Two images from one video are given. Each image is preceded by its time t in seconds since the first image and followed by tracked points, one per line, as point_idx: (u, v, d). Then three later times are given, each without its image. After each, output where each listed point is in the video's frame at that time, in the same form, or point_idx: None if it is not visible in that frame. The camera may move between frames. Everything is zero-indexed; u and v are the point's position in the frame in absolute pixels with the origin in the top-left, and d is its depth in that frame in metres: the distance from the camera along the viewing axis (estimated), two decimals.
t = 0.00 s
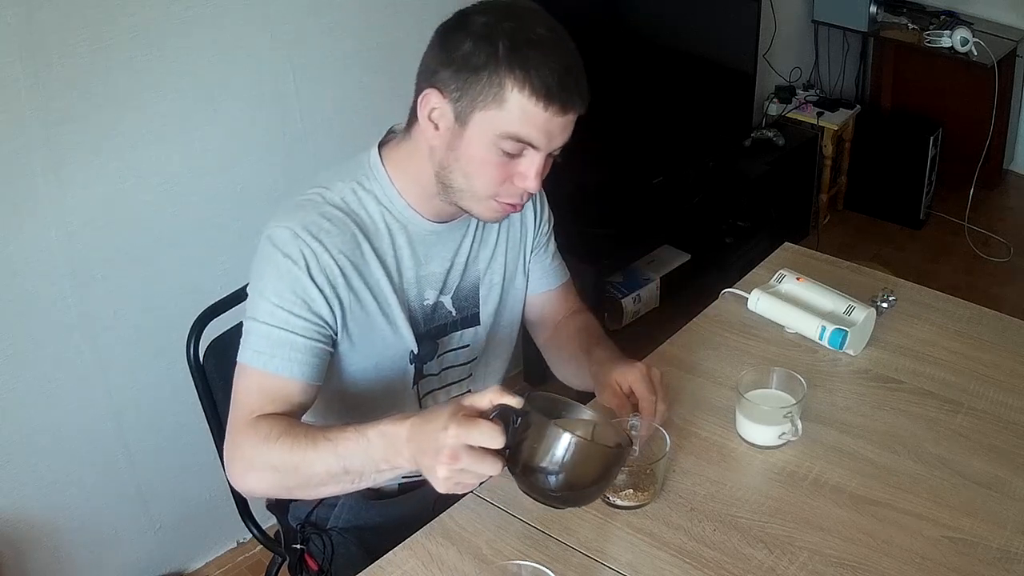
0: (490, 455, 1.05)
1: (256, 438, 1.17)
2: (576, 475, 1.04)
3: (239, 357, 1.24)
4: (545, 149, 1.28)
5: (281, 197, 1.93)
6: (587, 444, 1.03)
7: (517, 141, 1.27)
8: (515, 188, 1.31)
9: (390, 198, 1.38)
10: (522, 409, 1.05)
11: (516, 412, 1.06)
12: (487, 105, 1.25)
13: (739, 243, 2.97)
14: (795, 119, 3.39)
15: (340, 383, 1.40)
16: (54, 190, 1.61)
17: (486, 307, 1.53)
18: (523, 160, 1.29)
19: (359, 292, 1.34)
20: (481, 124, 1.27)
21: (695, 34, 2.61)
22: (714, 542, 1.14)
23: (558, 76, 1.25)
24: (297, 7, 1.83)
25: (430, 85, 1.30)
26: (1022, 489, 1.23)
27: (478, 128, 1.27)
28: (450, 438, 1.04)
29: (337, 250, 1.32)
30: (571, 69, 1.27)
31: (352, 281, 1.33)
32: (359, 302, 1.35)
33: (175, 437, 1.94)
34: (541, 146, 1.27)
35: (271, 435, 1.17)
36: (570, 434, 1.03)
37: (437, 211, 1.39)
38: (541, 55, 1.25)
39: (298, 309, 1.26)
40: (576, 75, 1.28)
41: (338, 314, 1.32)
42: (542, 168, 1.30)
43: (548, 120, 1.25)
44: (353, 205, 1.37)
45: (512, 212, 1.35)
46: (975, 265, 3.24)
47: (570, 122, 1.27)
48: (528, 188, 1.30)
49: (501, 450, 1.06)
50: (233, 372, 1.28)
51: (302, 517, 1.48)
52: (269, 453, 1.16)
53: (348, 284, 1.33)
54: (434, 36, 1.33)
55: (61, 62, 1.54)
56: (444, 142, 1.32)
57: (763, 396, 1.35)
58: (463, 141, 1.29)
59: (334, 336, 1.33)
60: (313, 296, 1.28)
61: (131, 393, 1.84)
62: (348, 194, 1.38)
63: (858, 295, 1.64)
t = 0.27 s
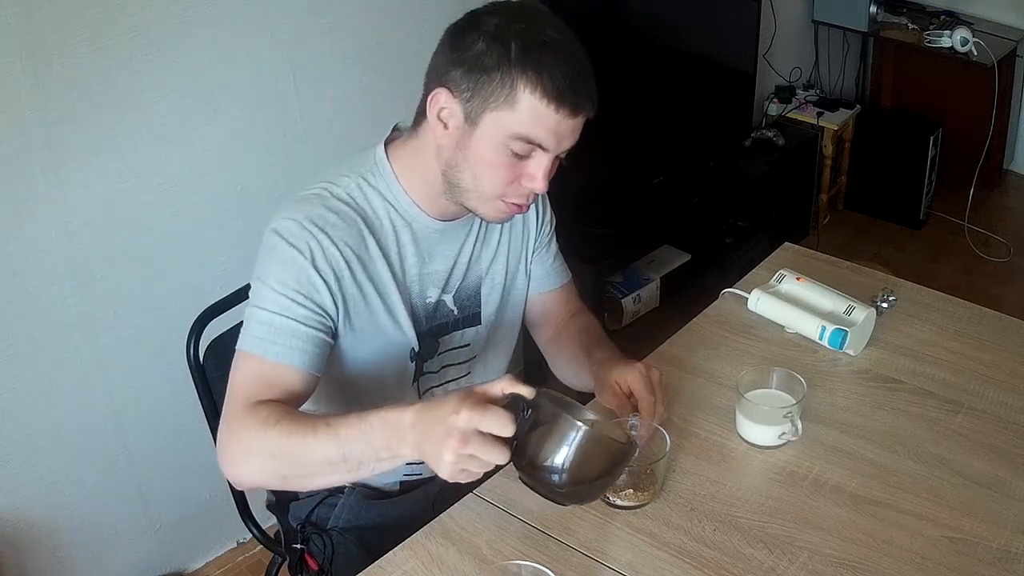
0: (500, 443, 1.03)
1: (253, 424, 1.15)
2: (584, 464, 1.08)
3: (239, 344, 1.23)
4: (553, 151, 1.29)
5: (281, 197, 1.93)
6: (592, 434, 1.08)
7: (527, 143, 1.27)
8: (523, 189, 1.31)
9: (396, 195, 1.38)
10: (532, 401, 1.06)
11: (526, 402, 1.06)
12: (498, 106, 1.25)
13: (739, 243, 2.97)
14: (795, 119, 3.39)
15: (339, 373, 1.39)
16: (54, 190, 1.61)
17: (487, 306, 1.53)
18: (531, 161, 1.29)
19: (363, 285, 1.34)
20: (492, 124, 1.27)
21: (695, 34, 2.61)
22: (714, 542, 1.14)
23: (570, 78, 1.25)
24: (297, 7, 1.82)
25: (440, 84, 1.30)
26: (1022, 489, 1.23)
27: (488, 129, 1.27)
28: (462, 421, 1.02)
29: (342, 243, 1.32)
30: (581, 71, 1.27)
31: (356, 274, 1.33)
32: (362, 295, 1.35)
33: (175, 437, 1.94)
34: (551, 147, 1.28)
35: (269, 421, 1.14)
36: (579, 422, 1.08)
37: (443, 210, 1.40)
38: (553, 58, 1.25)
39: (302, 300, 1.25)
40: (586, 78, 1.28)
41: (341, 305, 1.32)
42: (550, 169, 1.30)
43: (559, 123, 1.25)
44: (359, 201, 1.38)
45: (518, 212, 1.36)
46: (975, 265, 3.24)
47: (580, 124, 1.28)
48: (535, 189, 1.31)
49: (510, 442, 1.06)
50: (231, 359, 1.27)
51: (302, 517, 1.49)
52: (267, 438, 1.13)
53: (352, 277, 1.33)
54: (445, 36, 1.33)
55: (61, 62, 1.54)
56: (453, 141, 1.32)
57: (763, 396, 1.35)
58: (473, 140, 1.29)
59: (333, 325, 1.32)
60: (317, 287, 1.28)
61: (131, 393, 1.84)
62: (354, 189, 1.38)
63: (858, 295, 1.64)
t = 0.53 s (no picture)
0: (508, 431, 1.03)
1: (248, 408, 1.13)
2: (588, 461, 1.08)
3: (237, 330, 1.22)
4: (557, 153, 1.28)
5: (281, 197, 1.93)
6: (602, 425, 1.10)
7: (531, 144, 1.27)
8: (526, 191, 1.31)
9: (399, 193, 1.39)
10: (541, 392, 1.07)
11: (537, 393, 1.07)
12: (503, 107, 1.25)
13: (739, 243, 2.97)
14: (795, 119, 3.39)
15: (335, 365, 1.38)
16: (54, 190, 1.61)
17: (488, 306, 1.53)
18: (535, 163, 1.29)
19: (363, 279, 1.34)
20: (497, 126, 1.27)
21: (695, 34, 2.61)
22: (714, 542, 1.14)
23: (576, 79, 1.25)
24: (296, 7, 1.83)
25: (446, 85, 1.30)
26: (1022, 489, 1.23)
27: (493, 131, 1.27)
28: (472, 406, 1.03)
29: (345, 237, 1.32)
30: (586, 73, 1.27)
31: (357, 269, 1.33)
32: (363, 288, 1.34)
33: (175, 437, 1.94)
34: (555, 149, 1.28)
35: (265, 405, 1.13)
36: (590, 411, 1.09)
37: (446, 211, 1.40)
38: (560, 59, 1.25)
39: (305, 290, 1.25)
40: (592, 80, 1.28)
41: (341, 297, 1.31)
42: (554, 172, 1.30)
43: (564, 125, 1.25)
44: (362, 199, 1.38)
45: (520, 214, 1.36)
46: (975, 265, 3.24)
47: (584, 127, 1.28)
48: (538, 191, 1.31)
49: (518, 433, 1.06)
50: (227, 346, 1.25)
51: (302, 517, 1.49)
52: (263, 422, 1.12)
53: (354, 271, 1.33)
54: (452, 36, 1.33)
55: (61, 62, 1.54)
56: (457, 142, 1.32)
57: (763, 396, 1.35)
58: (477, 142, 1.29)
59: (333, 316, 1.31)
60: (320, 278, 1.28)
61: (131, 393, 1.84)
62: (358, 186, 1.38)
63: (858, 295, 1.64)
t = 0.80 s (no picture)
0: (516, 421, 1.05)
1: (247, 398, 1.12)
2: (592, 456, 1.09)
3: (237, 320, 1.22)
4: (560, 155, 1.28)
5: (281, 197, 1.93)
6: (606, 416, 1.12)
7: (533, 146, 1.27)
8: (528, 192, 1.31)
9: (401, 192, 1.39)
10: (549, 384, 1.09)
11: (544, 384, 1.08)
12: (507, 107, 1.25)
13: (739, 243, 2.97)
14: (795, 119, 3.39)
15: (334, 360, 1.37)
16: (54, 190, 1.61)
17: (488, 306, 1.53)
18: (537, 164, 1.29)
19: (364, 275, 1.34)
20: (500, 126, 1.27)
21: (695, 35, 2.61)
22: (714, 542, 1.14)
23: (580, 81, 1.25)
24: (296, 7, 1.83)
25: (449, 84, 1.31)
26: (1022, 489, 1.23)
27: (496, 131, 1.27)
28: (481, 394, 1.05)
29: (347, 233, 1.32)
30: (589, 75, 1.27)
31: (359, 265, 1.33)
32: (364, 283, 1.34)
33: (175, 437, 1.94)
34: (558, 151, 1.28)
35: (264, 395, 1.12)
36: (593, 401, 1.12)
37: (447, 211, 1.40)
38: (564, 61, 1.25)
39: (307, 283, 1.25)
40: (596, 83, 1.28)
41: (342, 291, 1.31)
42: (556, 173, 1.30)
43: (566, 127, 1.25)
44: (365, 197, 1.38)
45: (521, 216, 1.36)
46: (975, 265, 3.24)
47: (587, 129, 1.28)
48: (539, 193, 1.31)
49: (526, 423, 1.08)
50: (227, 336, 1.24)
51: (302, 517, 1.49)
52: (262, 412, 1.11)
53: (355, 266, 1.33)
54: (456, 37, 1.34)
55: (60, 62, 1.54)
56: (459, 142, 1.32)
57: (763, 396, 1.35)
58: (479, 142, 1.29)
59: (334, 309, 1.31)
60: (322, 271, 1.27)
61: (131, 393, 1.84)
62: (361, 183, 1.39)
63: (858, 295, 1.64)
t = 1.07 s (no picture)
0: (517, 418, 1.05)
1: (248, 398, 1.12)
2: (595, 449, 1.09)
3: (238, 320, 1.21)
4: (560, 154, 1.28)
5: (281, 197, 1.93)
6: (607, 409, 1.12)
7: (534, 146, 1.27)
8: (528, 192, 1.31)
9: (402, 192, 1.39)
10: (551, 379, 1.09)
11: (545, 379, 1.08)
12: (507, 107, 1.25)
13: (739, 243, 2.97)
14: (795, 119, 3.39)
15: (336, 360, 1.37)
16: (54, 190, 1.61)
17: (489, 306, 1.53)
18: (538, 164, 1.29)
19: (365, 274, 1.34)
20: (501, 126, 1.27)
21: (695, 35, 2.61)
22: (714, 542, 1.14)
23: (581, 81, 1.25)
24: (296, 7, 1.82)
25: (450, 83, 1.31)
26: (1022, 489, 1.23)
27: (497, 130, 1.27)
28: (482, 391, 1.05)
29: (348, 232, 1.32)
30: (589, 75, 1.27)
31: (359, 263, 1.33)
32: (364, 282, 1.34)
33: (175, 437, 1.94)
34: (558, 151, 1.27)
35: (264, 395, 1.12)
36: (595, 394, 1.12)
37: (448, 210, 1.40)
38: (565, 61, 1.25)
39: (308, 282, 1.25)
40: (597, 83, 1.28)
41: (343, 290, 1.31)
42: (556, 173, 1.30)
43: (567, 127, 1.25)
44: (366, 196, 1.38)
45: (522, 216, 1.36)
46: (975, 265, 3.24)
47: (588, 129, 1.28)
48: (540, 193, 1.31)
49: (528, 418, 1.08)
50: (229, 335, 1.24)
51: (302, 517, 1.49)
52: (263, 412, 1.11)
53: (356, 264, 1.33)
54: (458, 36, 1.34)
55: (60, 62, 1.54)
56: (460, 141, 1.32)
57: (763, 396, 1.35)
58: (480, 142, 1.29)
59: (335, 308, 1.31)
60: (322, 269, 1.27)
61: (131, 393, 1.84)
62: (362, 182, 1.39)
63: (858, 295, 1.64)
